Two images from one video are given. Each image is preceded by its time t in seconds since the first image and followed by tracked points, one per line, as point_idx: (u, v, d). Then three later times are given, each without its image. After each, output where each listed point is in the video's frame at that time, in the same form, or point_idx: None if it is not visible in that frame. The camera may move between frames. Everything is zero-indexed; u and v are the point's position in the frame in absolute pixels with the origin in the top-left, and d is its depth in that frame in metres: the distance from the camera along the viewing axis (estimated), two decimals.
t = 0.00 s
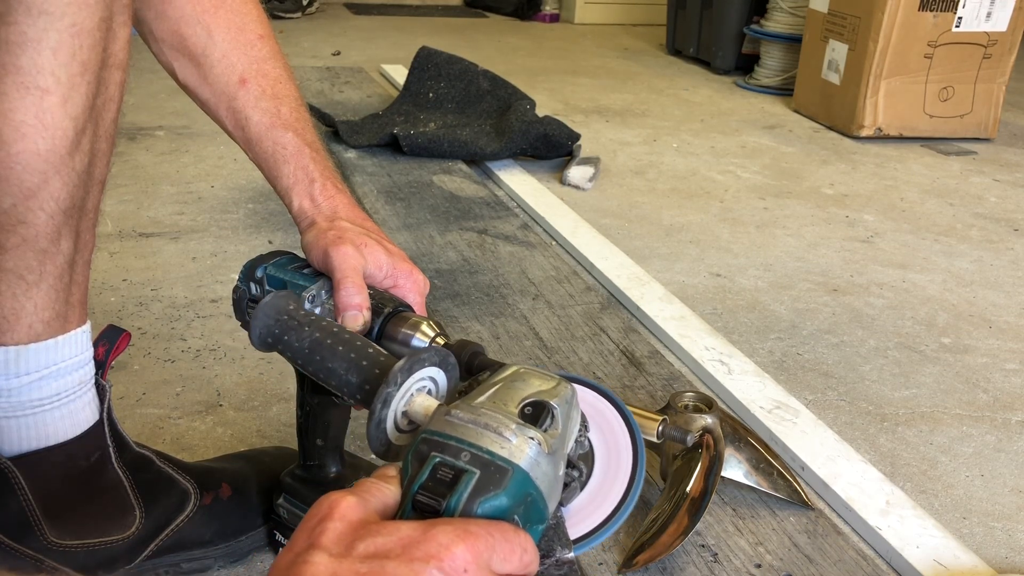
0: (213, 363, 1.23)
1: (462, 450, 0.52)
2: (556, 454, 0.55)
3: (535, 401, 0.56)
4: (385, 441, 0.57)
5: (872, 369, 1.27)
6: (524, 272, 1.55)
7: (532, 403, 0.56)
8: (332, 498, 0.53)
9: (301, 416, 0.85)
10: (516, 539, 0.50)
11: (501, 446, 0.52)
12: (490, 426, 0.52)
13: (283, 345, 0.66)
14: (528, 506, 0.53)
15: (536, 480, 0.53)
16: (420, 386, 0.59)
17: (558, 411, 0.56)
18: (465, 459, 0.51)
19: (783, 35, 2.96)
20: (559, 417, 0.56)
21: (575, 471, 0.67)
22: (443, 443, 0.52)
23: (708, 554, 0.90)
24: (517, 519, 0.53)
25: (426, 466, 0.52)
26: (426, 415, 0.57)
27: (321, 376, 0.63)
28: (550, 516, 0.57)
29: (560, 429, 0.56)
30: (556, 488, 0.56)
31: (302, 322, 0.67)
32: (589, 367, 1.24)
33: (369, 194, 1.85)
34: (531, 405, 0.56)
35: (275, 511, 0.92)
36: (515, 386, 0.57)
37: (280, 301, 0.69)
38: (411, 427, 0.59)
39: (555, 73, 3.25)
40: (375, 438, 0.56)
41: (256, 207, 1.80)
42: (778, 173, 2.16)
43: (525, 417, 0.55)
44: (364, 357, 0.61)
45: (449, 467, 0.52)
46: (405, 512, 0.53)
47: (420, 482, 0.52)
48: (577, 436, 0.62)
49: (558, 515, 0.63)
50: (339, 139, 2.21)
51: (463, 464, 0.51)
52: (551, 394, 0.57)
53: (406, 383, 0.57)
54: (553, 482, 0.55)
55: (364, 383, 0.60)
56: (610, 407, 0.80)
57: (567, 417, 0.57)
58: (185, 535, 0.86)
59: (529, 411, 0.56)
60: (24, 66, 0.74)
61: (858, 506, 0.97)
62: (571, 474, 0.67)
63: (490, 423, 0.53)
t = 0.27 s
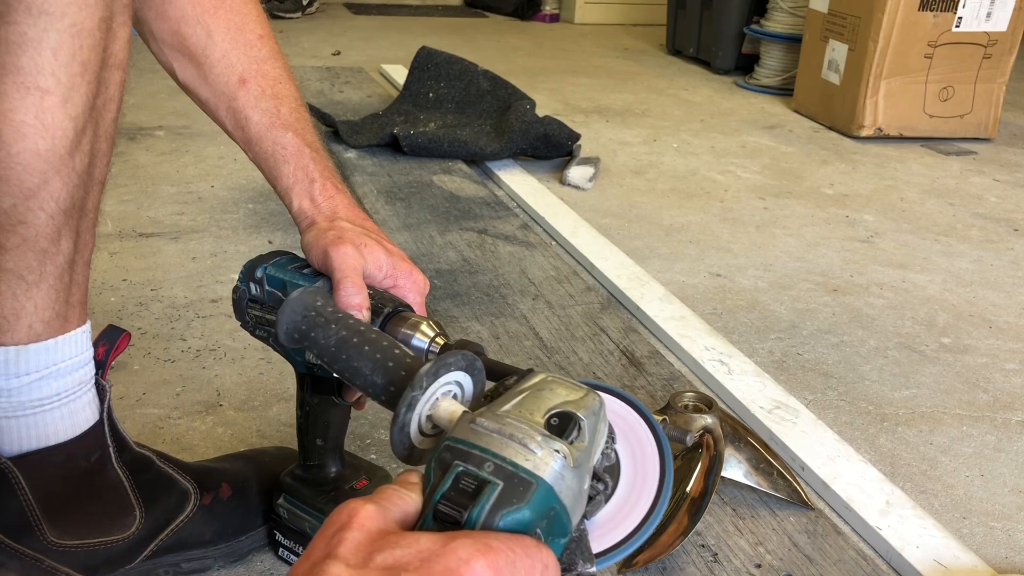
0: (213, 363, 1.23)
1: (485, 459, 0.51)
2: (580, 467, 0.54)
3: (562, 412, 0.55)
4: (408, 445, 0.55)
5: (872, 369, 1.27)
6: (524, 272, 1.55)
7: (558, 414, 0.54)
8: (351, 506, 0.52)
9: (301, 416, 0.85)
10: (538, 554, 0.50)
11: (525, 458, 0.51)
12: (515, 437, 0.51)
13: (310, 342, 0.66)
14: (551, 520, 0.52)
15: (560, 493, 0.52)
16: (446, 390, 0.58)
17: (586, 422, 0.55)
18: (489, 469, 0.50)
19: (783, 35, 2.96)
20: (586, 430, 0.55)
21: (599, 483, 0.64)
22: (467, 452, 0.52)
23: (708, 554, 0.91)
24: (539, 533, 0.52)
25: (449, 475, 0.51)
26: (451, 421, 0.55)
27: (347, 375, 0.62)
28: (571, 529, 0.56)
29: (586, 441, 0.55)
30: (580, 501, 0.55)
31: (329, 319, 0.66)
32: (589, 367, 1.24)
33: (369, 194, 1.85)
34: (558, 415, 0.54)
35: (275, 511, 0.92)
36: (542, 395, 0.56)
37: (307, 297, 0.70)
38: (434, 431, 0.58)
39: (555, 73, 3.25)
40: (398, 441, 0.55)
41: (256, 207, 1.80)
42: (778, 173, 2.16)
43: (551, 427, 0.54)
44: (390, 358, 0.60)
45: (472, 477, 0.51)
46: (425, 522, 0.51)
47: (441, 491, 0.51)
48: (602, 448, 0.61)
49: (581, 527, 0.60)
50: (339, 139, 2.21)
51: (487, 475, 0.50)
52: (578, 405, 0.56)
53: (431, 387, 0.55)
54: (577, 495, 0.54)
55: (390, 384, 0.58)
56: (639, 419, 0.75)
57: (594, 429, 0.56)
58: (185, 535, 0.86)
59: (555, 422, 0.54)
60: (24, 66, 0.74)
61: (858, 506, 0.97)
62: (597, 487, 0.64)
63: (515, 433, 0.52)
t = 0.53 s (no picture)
0: (212, 363, 1.23)
1: (472, 457, 0.51)
2: (568, 463, 0.54)
3: (548, 409, 0.55)
4: (396, 446, 0.55)
5: (872, 369, 1.27)
6: (524, 272, 1.55)
7: (545, 411, 0.55)
8: (340, 503, 0.51)
9: (301, 416, 0.85)
10: (526, 549, 0.49)
11: (512, 454, 0.50)
12: (502, 434, 0.51)
13: (295, 346, 0.63)
14: (539, 516, 0.52)
15: (548, 490, 0.52)
16: (432, 390, 0.57)
17: (572, 419, 0.55)
18: (476, 466, 0.50)
19: (783, 35, 2.96)
20: (572, 426, 0.55)
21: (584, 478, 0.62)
22: (454, 449, 0.51)
23: (708, 554, 0.91)
24: (527, 529, 0.52)
25: (436, 472, 0.51)
26: (439, 420, 0.55)
27: (333, 378, 0.60)
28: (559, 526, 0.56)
29: (573, 438, 0.54)
30: (567, 498, 0.55)
31: (316, 322, 0.64)
32: (589, 367, 1.24)
33: (369, 194, 1.85)
34: (544, 413, 0.55)
35: (275, 511, 0.92)
36: (528, 393, 0.56)
37: (293, 301, 0.66)
38: (422, 432, 0.57)
39: (555, 73, 3.25)
40: (386, 442, 0.55)
41: (255, 207, 1.80)
42: (778, 173, 2.16)
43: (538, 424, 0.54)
44: (377, 359, 0.58)
45: (460, 474, 0.50)
46: (414, 520, 0.51)
47: (429, 489, 0.51)
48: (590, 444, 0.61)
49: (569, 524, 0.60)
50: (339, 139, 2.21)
51: (474, 472, 0.50)
52: (564, 402, 0.55)
53: (418, 387, 0.55)
54: (564, 492, 0.54)
55: (376, 386, 0.57)
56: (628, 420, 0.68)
57: (580, 426, 0.56)
58: (186, 535, 0.86)
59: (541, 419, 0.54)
60: (25, 67, 0.74)
61: (858, 506, 0.97)
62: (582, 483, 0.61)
63: (502, 431, 0.51)
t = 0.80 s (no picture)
0: (212, 363, 1.23)
1: (442, 441, 0.52)
2: (534, 443, 0.56)
3: (513, 392, 0.56)
4: (364, 438, 0.56)
5: (872, 369, 1.27)
6: (524, 272, 1.55)
7: (509, 394, 0.56)
8: (315, 490, 0.52)
9: (301, 416, 0.85)
10: (497, 526, 0.51)
11: (480, 436, 0.52)
12: (470, 418, 0.53)
13: (260, 346, 0.65)
14: (508, 495, 0.54)
15: (515, 468, 0.53)
16: (399, 382, 0.59)
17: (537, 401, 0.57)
18: (446, 450, 0.52)
19: (783, 35, 2.96)
20: (537, 408, 0.56)
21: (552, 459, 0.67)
22: (423, 435, 0.53)
23: (708, 554, 0.90)
24: (498, 509, 0.53)
25: (407, 458, 0.52)
26: (406, 410, 0.57)
27: (301, 376, 0.63)
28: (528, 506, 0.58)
29: (538, 419, 0.56)
30: (534, 477, 0.57)
31: (279, 322, 0.66)
32: (589, 367, 1.24)
33: (369, 194, 1.85)
34: (509, 396, 0.56)
35: (276, 510, 0.92)
36: (493, 378, 0.58)
37: (256, 302, 0.68)
38: (390, 423, 0.59)
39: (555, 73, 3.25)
40: (355, 434, 0.56)
41: (255, 207, 1.80)
42: (778, 173, 2.16)
43: (504, 407, 0.55)
44: (342, 355, 0.61)
45: (430, 458, 0.52)
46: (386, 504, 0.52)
47: (401, 474, 0.52)
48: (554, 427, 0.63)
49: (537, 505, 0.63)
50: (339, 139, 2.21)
51: (444, 455, 0.52)
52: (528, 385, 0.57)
53: (384, 378, 0.57)
54: (531, 471, 0.56)
55: (342, 380, 0.60)
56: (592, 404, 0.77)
57: (544, 408, 0.58)
58: (186, 535, 0.86)
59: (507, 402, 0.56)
60: (25, 67, 0.74)
61: (858, 506, 0.97)
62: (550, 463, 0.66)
63: (469, 415, 0.53)
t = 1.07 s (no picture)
0: (212, 363, 1.23)
1: (436, 437, 0.53)
2: (527, 437, 0.57)
3: (504, 387, 0.57)
4: (358, 437, 0.57)
5: (872, 369, 1.27)
6: (524, 272, 1.55)
7: (501, 390, 0.57)
8: (311, 487, 0.52)
9: (301, 416, 0.85)
10: (493, 520, 0.51)
11: (473, 431, 0.53)
12: (463, 413, 0.54)
13: (252, 351, 0.66)
14: (504, 489, 0.54)
15: (509, 462, 0.54)
16: (391, 381, 0.60)
17: (528, 396, 0.58)
18: (440, 445, 0.52)
19: (783, 35, 2.96)
20: (528, 402, 0.58)
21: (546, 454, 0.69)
22: (417, 432, 0.53)
23: (708, 554, 0.90)
24: (493, 503, 0.54)
25: (401, 455, 0.53)
26: (398, 409, 0.58)
27: (292, 379, 0.63)
28: (524, 501, 0.58)
29: (529, 414, 0.57)
30: (528, 472, 0.57)
31: (269, 327, 0.67)
32: (589, 367, 1.24)
33: (369, 194, 1.85)
34: (501, 392, 0.57)
35: (275, 510, 0.92)
36: (484, 375, 0.59)
37: (246, 309, 0.70)
38: (383, 423, 0.60)
39: (555, 73, 3.25)
40: (348, 434, 0.57)
41: (255, 207, 1.80)
42: (778, 173, 2.16)
43: (496, 403, 0.56)
44: (333, 357, 0.62)
45: (424, 455, 0.52)
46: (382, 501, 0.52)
47: (396, 472, 0.52)
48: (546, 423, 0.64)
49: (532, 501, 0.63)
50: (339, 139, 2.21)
51: (438, 451, 0.52)
52: (519, 381, 0.58)
53: (376, 378, 0.58)
54: (525, 466, 0.57)
55: (335, 382, 0.61)
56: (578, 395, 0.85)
57: (536, 403, 0.59)
58: (186, 535, 0.86)
59: (498, 398, 0.57)
60: (25, 67, 0.74)
61: (858, 506, 0.97)
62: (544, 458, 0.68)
63: (462, 410, 0.54)
